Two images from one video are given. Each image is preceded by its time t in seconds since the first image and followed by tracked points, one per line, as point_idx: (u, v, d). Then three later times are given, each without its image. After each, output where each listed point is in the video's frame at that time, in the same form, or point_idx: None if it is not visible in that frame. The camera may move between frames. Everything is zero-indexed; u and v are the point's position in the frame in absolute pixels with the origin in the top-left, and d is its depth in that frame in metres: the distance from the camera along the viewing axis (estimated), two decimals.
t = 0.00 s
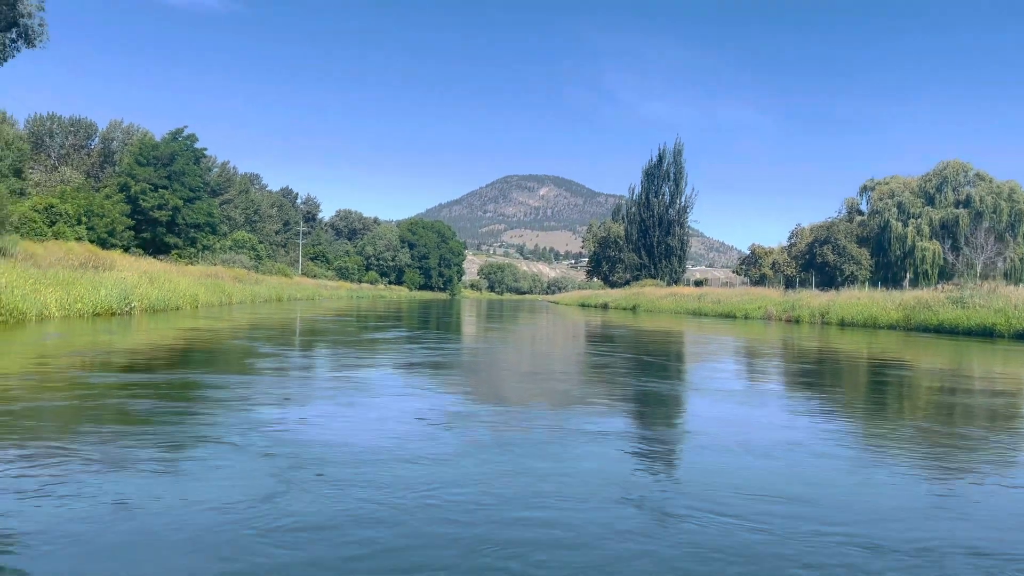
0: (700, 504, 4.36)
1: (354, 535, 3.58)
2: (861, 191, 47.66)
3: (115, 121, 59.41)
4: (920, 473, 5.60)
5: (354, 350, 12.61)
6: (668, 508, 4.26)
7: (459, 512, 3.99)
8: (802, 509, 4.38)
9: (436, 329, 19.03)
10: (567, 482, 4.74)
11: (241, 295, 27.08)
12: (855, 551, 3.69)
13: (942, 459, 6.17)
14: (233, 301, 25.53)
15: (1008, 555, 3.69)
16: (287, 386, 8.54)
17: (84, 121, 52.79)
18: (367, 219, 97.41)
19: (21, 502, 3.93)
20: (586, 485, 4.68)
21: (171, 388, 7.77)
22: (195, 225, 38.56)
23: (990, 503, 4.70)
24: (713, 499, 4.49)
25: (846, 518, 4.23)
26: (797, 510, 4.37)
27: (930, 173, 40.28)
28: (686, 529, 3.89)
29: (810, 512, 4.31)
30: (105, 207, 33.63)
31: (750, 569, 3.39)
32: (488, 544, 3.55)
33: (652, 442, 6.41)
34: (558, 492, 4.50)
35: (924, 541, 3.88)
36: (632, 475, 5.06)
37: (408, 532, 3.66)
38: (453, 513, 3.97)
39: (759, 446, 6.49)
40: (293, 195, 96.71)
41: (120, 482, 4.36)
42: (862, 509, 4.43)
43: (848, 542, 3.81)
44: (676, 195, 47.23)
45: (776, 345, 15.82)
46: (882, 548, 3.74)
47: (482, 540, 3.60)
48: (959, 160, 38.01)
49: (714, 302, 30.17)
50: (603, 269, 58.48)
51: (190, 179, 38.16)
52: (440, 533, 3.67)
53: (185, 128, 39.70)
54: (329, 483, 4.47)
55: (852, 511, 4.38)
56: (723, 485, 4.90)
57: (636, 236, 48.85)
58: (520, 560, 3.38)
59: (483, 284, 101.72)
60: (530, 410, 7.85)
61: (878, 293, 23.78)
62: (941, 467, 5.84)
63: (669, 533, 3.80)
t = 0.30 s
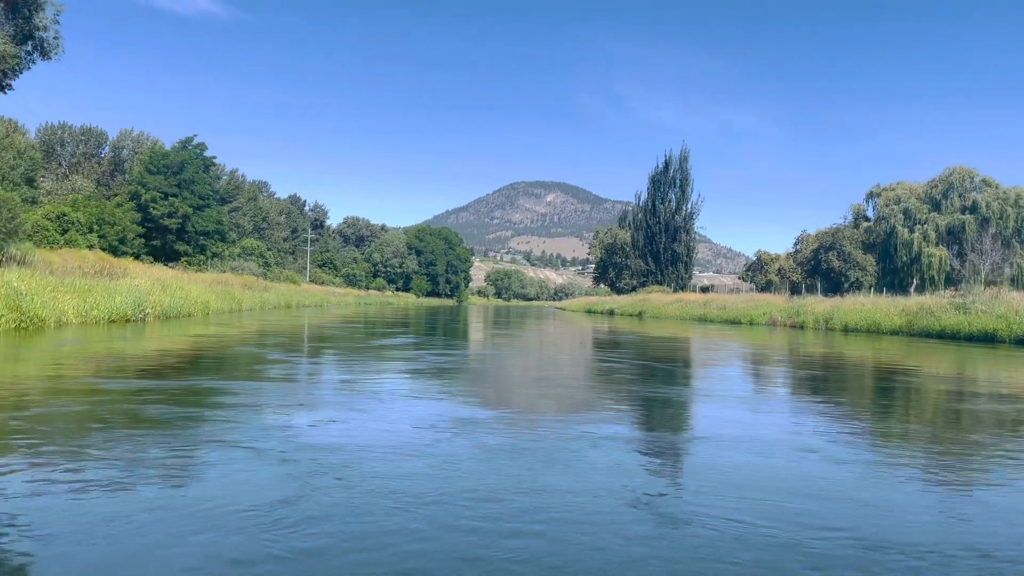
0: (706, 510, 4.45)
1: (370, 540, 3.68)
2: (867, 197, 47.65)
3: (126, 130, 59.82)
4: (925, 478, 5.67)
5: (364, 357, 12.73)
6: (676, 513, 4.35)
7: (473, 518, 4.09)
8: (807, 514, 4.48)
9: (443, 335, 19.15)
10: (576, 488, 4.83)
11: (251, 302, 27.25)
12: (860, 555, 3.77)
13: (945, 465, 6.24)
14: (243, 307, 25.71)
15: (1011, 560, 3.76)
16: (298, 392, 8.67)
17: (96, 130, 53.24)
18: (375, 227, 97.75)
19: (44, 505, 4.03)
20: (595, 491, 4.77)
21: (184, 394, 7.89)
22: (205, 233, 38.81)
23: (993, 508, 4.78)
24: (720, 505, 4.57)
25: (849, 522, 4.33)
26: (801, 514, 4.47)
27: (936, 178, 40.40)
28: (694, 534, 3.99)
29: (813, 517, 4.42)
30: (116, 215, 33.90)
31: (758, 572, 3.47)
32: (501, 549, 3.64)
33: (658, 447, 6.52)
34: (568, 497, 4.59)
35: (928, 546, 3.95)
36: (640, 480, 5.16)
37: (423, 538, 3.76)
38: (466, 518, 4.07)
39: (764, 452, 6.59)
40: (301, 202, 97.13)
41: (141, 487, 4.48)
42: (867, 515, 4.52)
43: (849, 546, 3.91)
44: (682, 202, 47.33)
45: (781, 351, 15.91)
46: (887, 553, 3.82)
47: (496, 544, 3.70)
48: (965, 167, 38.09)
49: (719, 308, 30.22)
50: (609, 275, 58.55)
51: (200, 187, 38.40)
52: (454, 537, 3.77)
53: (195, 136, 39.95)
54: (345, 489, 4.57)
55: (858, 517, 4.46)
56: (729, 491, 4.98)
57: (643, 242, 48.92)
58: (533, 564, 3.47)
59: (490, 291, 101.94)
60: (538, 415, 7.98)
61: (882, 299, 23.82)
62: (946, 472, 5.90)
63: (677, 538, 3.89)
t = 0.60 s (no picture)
0: (711, 512, 4.55)
1: (384, 540, 3.81)
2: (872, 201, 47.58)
3: (135, 136, 60.14)
4: (928, 480, 5.76)
5: (371, 361, 12.86)
6: (682, 516, 4.44)
7: (485, 520, 4.21)
8: (812, 516, 4.58)
9: (450, 339, 19.27)
10: (585, 490, 4.95)
11: (259, 306, 27.39)
12: (860, 556, 3.89)
13: (949, 467, 6.32)
14: (252, 311, 25.87)
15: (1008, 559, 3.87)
16: (308, 395, 8.79)
17: (105, 136, 53.56)
18: (381, 231, 97.94)
19: (65, 508, 4.15)
20: (602, 493, 4.88)
21: (196, 397, 8.03)
22: (213, 238, 39.02)
23: (995, 509, 4.88)
24: (725, 507, 4.68)
25: (853, 524, 4.44)
26: (805, 515, 4.58)
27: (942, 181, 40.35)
28: (700, 533, 4.11)
29: (816, 518, 4.53)
30: (126, 221, 34.13)
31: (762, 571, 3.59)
32: (511, 549, 3.77)
33: (665, 449, 6.63)
34: (576, 500, 4.69)
35: (929, 546, 4.07)
36: (648, 483, 5.25)
37: (436, 539, 3.88)
38: (477, 520, 4.20)
39: (769, 454, 6.69)
40: (308, 207, 97.43)
41: (163, 490, 4.60)
42: (869, 515, 4.64)
43: (851, 547, 4.02)
44: (687, 205, 47.38)
45: (786, 354, 15.97)
46: (887, 553, 3.93)
47: (507, 544, 3.82)
48: (970, 169, 38.06)
49: (724, 311, 30.28)
50: (615, 279, 58.60)
51: (208, 193, 38.61)
52: (465, 538, 3.90)
53: (203, 142, 40.16)
54: (357, 492, 4.69)
55: (860, 518, 4.57)
56: (734, 493, 5.08)
57: (648, 245, 48.98)
58: (542, 563, 3.60)
59: (497, 294, 102.04)
60: (545, 418, 8.09)
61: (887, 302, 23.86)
62: (947, 475, 6.00)
63: (683, 539, 4.00)
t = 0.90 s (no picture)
0: (716, 513, 4.65)
1: (395, 539, 3.93)
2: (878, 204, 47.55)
3: (144, 141, 60.42)
4: (930, 483, 5.85)
5: (378, 364, 12.99)
6: (688, 517, 4.54)
7: (493, 519, 4.34)
8: (813, 517, 4.68)
9: (456, 342, 19.37)
10: (591, 492, 5.07)
11: (267, 310, 27.54)
12: (859, 555, 4.00)
13: (950, 469, 6.41)
14: (261, 315, 25.98)
15: (1002, 558, 3.99)
16: (316, 398, 8.89)
17: (113, 141, 53.87)
18: (387, 235, 98.21)
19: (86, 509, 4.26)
20: (607, 495, 5.00)
21: (207, 399, 8.16)
22: (221, 242, 39.22)
23: (991, 511, 4.97)
24: (728, 508, 4.79)
25: (853, 525, 4.53)
26: (808, 517, 4.67)
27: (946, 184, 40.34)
28: (703, 533, 4.23)
29: (819, 519, 4.62)
30: (134, 225, 34.37)
31: (764, 570, 3.70)
32: (520, 548, 3.89)
33: (671, 452, 6.72)
34: (581, 501, 4.81)
35: (927, 545, 4.18)
36: (652, 485, 5.36)
37: (443, 538, 3.99)
38: (486, 520, 4.32)
39: (773, 456, 6.77)
40: (314, 211, 97.88)
41: (180, 490, 4.71)
42: (869, 516, 4.75)
43: (855, 547, 4.11)
44: (693, 209, 47.42)
45: (791, 356, 16.03)
46: (885, 552, 4.05)
47: (514, 544, 3.95)
48: (976, 172, 38.06)
49: (729, 314, 30.31)
50: (620, 282, 58.68)
51: (216, 198, 38.81)
52: (474, 537, 4.02)
53: (211, 147, 40.36)
54: (367, 493, 4.81)
55: (860, 518, 4.68)
56: (737, 494, 5.18)
57: (654, 249, 49.03)
58: (549, 561, 3.72)
59: (503, 298, 102.26)
60: (551, 421, 8.20)
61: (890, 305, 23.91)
62: (948, 477, 6.09)
63: (687, 540, 4.10)
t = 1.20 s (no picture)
0: (722, 515, 4.75)
1: (402, 541, 4.04)
2: (884, 207, 47.50)
3: (153, 146, 60.77)
4: (933, 485, 5.93)
5: (386, 367, 13.10)
6: (694, 519, 4.64)
7: (500, 522, 4.45)
8: (818, 519, 4.76)
9: (463, 345, 19.52)
10: (598, 495, 5.16)
11: (276, 314, 27.73)
12: (859, 555, 4.10)
13: (954, 472, 6.47)
14: (270, 319, 26.17)
15: (1000, 559, 4.08)
16: (326, 401, 9.01)
17: (123, 147, 54.27)
18: (395, 239, 98.48)
19: (107, 512, 4.38)
20: (615, 497, 5.09)
21: (220, 403, 8.29)
22: (230, 247, 39.46)
23: (991, 512, 5.06)
24: (733, 510, 4.88)
25: (855, 527, 4.63)
26: (812, 519, 4.76)
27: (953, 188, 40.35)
28: (707, 535, 4.33)
29: (823, 522, 4.71)
30: (145, 230, 34.65)
31: (765, 570, 3.80)
32: (525, 550, 4.00)
33: (677, 455, 6.82)
34: (587, 504, 4.92)
35: (927, 547, 4.28)
36: (657, 488, 5.46)
37: (455, 540, 4.10)
38: (493, 522, 4.43)
39: (777, 459, 6.87)
40: (322, 215, 98.29)
41: (198, 494, 4.83)
42: (870, 518, 4.84)
43: (858, 549, 4.20)
44: (699, 213, 47.47)
45: (797, 360, 16.10)
46: (885, 553, 4.14)
47: (520, 545, 4.05)
48: (982, 176, 38.09)
49: (735, 318, 30.37)
50: (627, 286, 58.72)
51: (226, 203, 39.05)
52: (481, 539, 4.13)
53: (220, 152, 40.62)
54: (376, 495, 4.91)
55: (861, 521, 4.77)
56: (740, 497, 5.27)
57: (660, 252, 49.08)
58: (555, 562, 3.82)
59: (510, 302, 102.40)
60: (558, 424, 8.30)
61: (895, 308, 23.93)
62: (951, 479, 6.15)
63: (694, 542, 4.20)
